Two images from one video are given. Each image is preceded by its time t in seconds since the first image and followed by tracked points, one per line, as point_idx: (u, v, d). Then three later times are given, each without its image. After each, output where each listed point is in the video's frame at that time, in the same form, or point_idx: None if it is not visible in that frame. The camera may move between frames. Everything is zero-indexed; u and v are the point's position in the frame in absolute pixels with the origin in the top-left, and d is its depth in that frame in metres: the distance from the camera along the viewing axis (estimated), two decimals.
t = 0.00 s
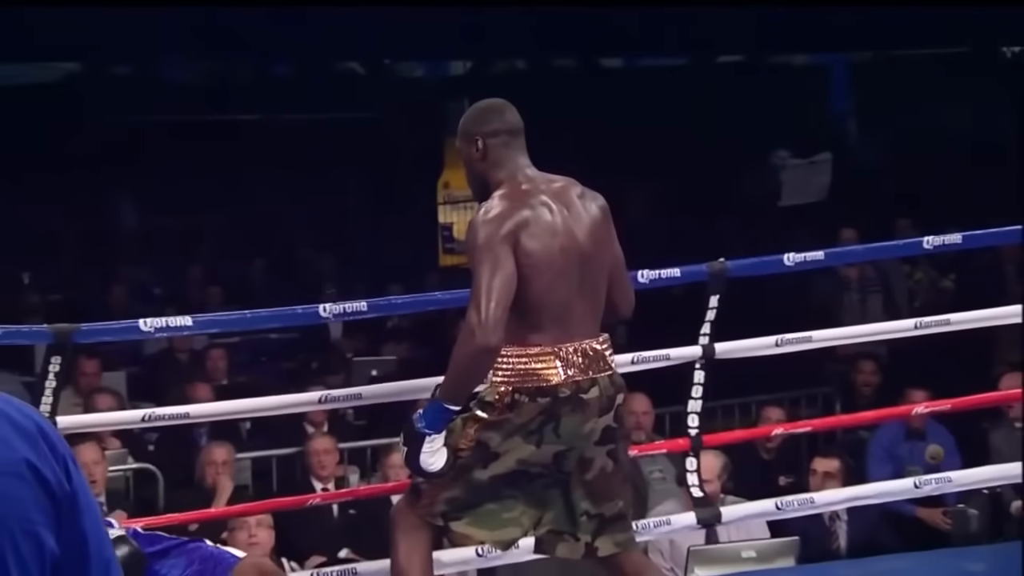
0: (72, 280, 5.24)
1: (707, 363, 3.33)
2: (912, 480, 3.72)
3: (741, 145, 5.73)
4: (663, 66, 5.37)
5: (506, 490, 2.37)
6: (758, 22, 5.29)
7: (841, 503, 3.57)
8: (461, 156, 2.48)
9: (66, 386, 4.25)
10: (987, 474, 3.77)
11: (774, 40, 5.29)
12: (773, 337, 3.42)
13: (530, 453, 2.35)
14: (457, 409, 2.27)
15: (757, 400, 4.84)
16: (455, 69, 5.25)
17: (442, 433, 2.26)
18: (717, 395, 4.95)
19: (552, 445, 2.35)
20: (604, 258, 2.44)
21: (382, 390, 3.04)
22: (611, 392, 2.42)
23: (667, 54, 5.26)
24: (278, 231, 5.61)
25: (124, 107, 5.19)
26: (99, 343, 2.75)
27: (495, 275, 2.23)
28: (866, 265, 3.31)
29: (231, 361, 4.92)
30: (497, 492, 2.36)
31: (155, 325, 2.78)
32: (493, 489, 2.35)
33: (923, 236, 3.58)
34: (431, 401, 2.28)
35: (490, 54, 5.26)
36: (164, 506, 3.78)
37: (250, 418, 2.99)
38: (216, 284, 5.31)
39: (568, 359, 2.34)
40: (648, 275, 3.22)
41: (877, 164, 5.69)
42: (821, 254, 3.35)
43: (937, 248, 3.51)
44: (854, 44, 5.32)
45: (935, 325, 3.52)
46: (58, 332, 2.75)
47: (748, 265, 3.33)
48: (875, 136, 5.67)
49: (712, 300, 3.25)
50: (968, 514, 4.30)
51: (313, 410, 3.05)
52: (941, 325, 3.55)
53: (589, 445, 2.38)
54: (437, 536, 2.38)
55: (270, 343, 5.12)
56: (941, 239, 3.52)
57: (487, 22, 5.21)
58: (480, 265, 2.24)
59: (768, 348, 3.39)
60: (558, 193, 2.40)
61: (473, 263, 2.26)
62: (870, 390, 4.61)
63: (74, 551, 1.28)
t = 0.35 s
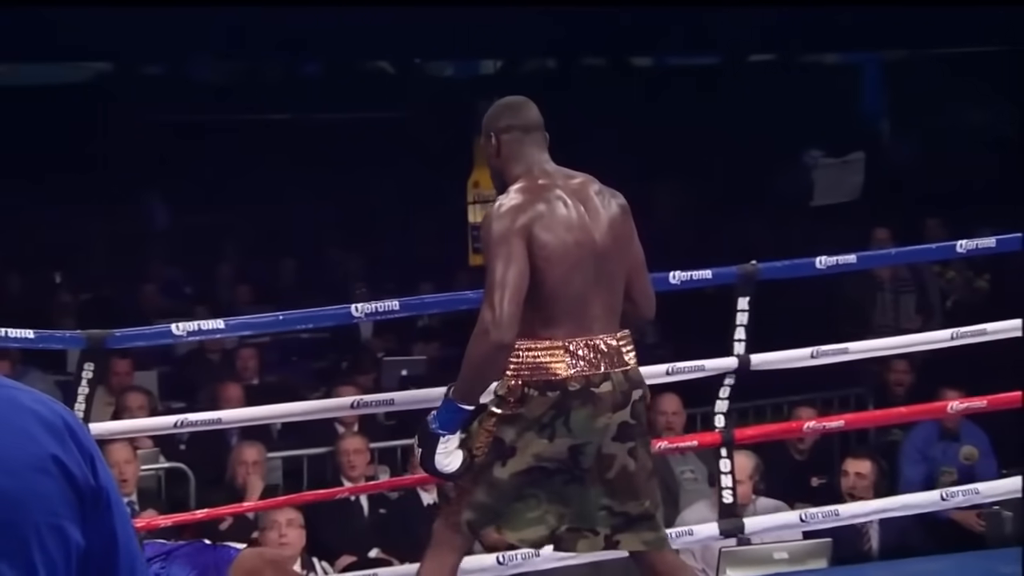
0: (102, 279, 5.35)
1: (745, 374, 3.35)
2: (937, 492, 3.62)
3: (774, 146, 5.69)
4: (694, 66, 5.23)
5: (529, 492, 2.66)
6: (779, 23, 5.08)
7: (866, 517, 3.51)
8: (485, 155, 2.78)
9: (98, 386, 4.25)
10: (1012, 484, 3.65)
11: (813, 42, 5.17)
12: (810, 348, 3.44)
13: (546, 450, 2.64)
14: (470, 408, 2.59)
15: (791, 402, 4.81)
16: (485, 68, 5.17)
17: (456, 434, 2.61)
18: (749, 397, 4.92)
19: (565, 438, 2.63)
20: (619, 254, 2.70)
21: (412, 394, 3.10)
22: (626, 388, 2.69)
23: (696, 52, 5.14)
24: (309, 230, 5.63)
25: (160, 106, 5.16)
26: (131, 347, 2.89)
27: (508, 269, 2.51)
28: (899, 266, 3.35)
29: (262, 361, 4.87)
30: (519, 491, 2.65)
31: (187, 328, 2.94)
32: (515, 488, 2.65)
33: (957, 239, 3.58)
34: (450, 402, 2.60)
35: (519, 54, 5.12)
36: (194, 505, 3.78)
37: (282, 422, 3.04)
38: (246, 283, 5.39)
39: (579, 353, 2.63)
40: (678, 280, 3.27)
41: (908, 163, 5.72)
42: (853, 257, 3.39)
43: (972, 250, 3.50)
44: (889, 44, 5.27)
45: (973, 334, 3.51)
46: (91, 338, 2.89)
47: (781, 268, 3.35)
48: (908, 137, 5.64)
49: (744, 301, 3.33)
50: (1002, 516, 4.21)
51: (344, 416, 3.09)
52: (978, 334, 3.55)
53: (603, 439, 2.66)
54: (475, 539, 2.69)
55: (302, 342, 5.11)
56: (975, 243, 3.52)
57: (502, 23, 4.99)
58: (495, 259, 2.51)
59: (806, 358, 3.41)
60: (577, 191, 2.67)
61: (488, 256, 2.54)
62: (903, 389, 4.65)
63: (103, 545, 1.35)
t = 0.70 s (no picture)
0: (135, 279, 5.29)
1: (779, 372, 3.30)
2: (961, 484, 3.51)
3: (805, 140, 5.80)
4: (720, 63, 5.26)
5: (545, 497, 2.47)
6: (799, 19, 5.01)
7: (887, 509, 3.39)
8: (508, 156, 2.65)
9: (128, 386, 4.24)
10: None
11: (840, 43, 5.16)
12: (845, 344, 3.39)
13: (555, 451, 2.46)
14: (483, 410, 2.44)
15: (822, 403, 4.77)
16: (514, 67, 5.10)
17: (469, 436, 2.47)
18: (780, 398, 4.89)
19: (570, 439, 2.46)
20: (634, 256, 2.54)
21: (439, 396, 3.05)
22: (633, 388, 2.51)
23: (725, 54, 5.16)
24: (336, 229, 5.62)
25: (194, 109, 5.22)
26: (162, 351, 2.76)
27: (518, 265, 2.38)
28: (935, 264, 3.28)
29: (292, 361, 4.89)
30: (532, 497, 2.46)
31: (218, 332, 2.80)
32: (528, 494, 2.46)
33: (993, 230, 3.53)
34: (461, 407, 2.47)
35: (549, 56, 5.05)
36: (223, 504, 3.74)
37: (311, 425, 2.96)
38: (274, 282, 5.38)
39: (585, 354, 2.47)
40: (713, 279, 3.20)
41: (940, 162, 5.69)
42: (888, 256, 3.30)
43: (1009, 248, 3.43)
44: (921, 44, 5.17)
45: (1009, 329, 3.48)
46: (122, 341, 2.76)
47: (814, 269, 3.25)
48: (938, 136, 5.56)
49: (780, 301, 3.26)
50: None
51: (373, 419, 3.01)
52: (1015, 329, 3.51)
53: (613, 441, 2.48)
54: (504, 555, 2.50)
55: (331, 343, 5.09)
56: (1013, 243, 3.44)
57: (506, 22, 4.78)
58: (503, 258, 2.38)
59: (843, 355, 3.35)
60: (590, 193, 2.53)
61: (496, 255, 2.41)
62: (935, 389, 4.60)
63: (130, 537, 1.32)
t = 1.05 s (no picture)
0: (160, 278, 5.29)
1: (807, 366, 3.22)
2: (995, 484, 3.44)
3: (834, 139, 5.81)
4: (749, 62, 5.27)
5: (556, 501, 2.30)
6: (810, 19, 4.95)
7: (919, 506, 3.30)
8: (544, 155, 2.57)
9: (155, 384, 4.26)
10: None
11: (866, 40, 5.16)
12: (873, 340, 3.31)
13: (564, 452, 2.29)
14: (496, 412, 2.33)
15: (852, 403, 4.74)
16: (542, 67, 5.13)
17: (486, 441, 2.32)
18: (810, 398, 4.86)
19: (580, 441, 2.29)
20: (661, 258, 2.39)
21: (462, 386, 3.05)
22: (645, 390, 2.33)
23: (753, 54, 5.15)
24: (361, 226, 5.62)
25: (222, 110, 5.35)
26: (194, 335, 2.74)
27: (519, 265, 2.26)
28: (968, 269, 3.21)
29: (318, 360, 4.87)
30: (543, 502, 2.28)
31: (250, 316, 2.79)
32: (539, 498, 2.28)
33: None
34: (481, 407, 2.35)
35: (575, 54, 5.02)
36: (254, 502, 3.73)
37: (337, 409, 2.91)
38: (298, 282, 5.36)
39: (606, 350, 2.32)
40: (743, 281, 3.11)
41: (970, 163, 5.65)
42: (922, 261, 3.25)
43: None
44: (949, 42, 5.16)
45: None
46: (153, 323, 2.73)
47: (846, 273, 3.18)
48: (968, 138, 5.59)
49: (812, 305, 3.17)
50: None
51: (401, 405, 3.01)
52: None
53: (620, 441, 2.31)
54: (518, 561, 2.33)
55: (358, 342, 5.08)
56: None
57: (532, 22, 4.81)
58: (506, 256, 2.27)
59: (870, 351, 3.26)
60: (606, 193, 2.38)
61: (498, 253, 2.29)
62: (966, 389, 4.51)
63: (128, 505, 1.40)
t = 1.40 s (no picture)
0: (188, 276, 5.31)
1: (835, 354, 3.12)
2: None
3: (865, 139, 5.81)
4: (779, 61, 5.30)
5: (571, 500, 2.23)
6: (826, 18, 4.93)
7: (950, 503, 3.22)
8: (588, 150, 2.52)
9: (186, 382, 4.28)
10: None
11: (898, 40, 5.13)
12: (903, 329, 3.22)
13: (581, 448, 2.22)
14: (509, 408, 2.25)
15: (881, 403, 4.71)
16: (569, 68, 5.06)
17: (503, 439, 2.25)
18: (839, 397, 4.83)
19: (599, 436, 2.23)
20: (684, 254, 2.30)
21: (483, 358, 2.98)
22: (664, 385, 2.25)
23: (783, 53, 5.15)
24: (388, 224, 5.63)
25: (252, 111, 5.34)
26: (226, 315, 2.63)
27: (528, 258, 2.21)
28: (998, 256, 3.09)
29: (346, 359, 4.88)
30: (558, 500, 2.23)
31: (279, 297, 2.68)
32: (554, 496, 2.23)
33: None
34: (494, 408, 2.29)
35: (604, 53, 5.02)
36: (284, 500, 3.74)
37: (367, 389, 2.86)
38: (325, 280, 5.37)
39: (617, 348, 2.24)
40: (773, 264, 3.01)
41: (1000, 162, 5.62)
42: (953, 247, 3.14)
43: None
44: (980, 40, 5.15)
45: None
46: (183, 304, 2.65)
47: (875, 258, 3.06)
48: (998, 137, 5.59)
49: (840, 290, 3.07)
50: None
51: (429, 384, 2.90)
52: None
53: (641, 436, 2.24)
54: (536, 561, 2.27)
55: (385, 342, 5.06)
56: None
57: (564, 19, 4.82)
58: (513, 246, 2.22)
59: (898, 340, 3.17)
60: (629, 193, 2.29)
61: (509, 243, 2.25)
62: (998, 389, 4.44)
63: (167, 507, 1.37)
